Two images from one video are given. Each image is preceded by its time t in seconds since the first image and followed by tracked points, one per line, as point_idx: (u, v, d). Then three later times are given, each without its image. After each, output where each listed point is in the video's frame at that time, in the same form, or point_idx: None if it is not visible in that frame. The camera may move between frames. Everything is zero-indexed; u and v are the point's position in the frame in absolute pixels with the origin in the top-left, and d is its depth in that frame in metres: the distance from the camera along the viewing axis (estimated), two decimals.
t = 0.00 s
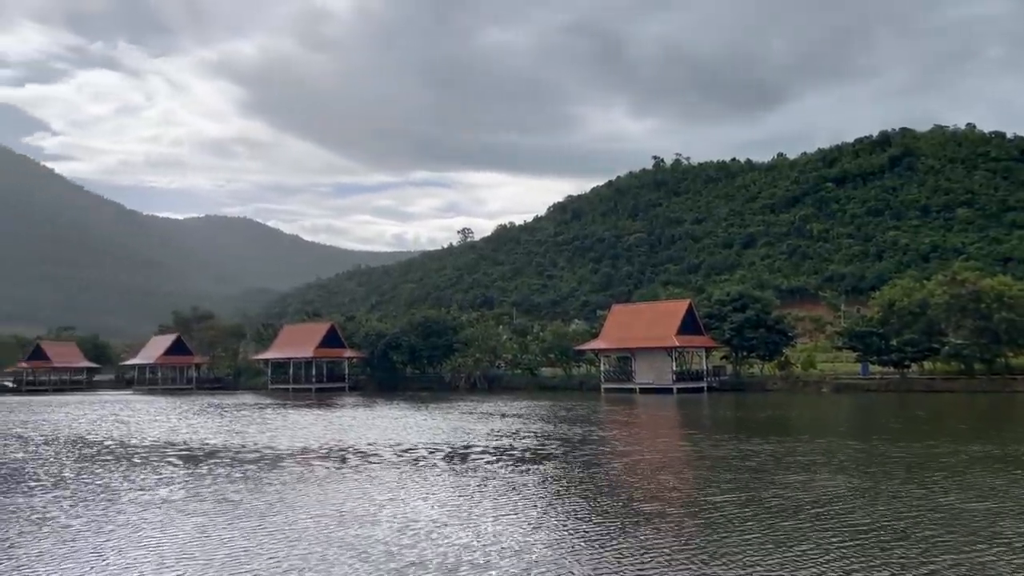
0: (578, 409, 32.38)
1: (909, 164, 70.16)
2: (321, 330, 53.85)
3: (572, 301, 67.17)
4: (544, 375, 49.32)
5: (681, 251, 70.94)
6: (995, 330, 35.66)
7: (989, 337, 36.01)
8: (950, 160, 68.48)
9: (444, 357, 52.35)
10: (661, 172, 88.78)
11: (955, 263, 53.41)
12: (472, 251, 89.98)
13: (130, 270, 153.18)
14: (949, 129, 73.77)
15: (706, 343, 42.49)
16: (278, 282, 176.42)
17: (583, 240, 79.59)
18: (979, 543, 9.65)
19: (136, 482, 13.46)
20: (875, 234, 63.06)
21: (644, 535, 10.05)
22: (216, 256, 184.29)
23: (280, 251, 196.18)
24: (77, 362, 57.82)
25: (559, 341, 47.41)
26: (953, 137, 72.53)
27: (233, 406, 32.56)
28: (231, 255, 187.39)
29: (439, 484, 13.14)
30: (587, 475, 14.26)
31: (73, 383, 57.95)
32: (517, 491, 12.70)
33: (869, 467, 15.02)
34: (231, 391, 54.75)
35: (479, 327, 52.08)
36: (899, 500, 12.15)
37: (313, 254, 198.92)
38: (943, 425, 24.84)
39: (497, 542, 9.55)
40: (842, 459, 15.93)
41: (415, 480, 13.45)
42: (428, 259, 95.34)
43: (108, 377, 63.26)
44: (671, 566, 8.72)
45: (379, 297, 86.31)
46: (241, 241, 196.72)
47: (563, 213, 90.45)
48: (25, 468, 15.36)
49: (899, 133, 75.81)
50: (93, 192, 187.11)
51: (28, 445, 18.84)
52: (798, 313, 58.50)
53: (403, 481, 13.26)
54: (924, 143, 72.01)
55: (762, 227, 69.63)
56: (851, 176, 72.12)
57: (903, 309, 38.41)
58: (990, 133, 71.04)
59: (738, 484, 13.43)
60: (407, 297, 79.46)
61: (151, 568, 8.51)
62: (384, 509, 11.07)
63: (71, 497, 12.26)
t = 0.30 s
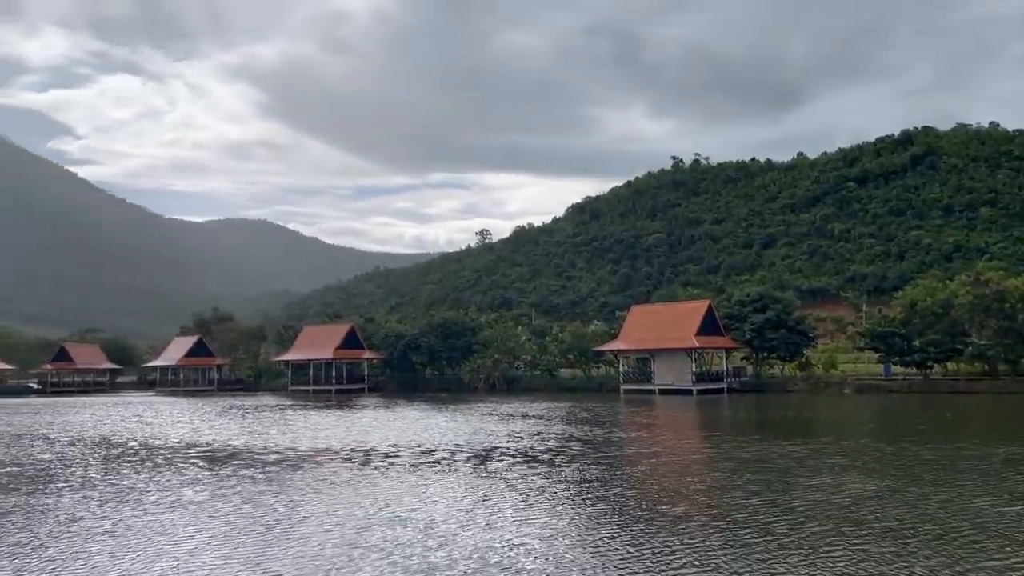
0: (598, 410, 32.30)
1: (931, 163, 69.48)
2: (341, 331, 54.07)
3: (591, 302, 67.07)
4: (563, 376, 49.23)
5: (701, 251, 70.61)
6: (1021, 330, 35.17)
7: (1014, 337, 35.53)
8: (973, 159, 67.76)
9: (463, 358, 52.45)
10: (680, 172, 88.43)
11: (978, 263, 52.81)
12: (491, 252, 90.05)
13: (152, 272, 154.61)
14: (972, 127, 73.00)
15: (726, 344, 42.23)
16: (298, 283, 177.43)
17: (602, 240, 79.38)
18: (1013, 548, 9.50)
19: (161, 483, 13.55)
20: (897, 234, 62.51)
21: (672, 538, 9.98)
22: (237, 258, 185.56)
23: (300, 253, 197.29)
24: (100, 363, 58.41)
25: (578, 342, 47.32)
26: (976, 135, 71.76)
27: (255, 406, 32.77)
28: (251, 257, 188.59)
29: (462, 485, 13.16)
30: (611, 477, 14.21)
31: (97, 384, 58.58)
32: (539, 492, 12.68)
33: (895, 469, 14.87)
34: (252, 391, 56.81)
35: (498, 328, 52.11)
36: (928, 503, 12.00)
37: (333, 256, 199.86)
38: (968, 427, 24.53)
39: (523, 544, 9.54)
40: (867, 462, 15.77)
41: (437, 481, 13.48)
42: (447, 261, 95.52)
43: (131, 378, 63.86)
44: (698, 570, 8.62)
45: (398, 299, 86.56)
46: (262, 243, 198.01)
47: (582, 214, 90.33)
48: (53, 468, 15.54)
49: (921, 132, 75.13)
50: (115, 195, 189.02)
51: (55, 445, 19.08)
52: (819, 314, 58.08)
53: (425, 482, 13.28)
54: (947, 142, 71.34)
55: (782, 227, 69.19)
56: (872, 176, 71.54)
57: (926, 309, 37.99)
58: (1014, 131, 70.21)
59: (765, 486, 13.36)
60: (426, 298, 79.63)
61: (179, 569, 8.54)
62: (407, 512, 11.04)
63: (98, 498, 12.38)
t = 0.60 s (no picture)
0: (618, 411, 32.17)
1: (953, 161, 68.80)
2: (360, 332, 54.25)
3: (609, 303, 66.92)
4: (582, 377, 49.14)
5: (720, 251, 70.26)
6: None
7: None
8: (997, 157, 67.04)
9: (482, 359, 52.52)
10: (699, 172, 88.02)
11: (1002, 262, 52.22)
12: (508, 253, 90.06)
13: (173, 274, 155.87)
14: (995, 125, 72.22)
15: (746, 344, 41.98)
16: (317, 284, 178.30)
17: (620, 241, 79.10)
18: None
19: (186, 483, 13.62)
20: (919, 233, 61.93)
21: (697, 540, 9.92)
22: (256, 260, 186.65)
23: (319, 254, 198.28)
24: (123, 364, 58.94)
25: (597, 343, 47.21)
26: (1000, 133, 70.98)
27: (276, 407, 32.94)
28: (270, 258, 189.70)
29: (484, 486, 13.15)
30: (633, 479, 14.15)
31: (119, 385, 59.13)
32: (561, 494, 12.65)
33: (920, 471, 14.69)
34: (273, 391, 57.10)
35: (517, 329, 52.08)
36: (956, 505, 11.85)
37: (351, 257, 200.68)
38: (993, 428, 24.23)
39: (548, 546, 9.50)
40: (891, 463, 15.60)
41: (459, 482, 13.47)
42: (465, 261, 95.60)
43: (153, 379, 64.42)
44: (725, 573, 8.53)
45: (417, 300, 86.75)
46: (281, 245, 199.23)
47: (600, 215, 90.16)
48: (79, 468, 15.67)
49: (943, 130, 74.43)
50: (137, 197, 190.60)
51: (80, 445, 19.27)
52: (839, 314, 57.67)
53: (447, 483, 13.28)
54: (970, 140, 70.65)
55: (801, 226, 68.70)
56: (893, 174, 70.92)
57: (948, 310, 37.52)
58: None
59: (789, 488, 13.26)
60: (444, 300, 79.73)
61: (207, 570, 8.53)
62: (431, 513, 11.01)
63: (124, 498, 12.45)
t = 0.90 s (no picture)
0: (637, 411, 32.01)
1: (975, 158, 68.11)
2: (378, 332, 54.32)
3: (627, 302, 66.70)
4: (600, 377, 48.97)
5: (738, 251, 69.83)
6: None
7: None
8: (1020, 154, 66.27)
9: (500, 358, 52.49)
10: (717, 171, 87.58)
11: None
12: (525, 253, 89.97)
13: (193, 275, 156.88)
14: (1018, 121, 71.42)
15: (766, 344, 41.66)
16: (336, 284, 179.06)
17: (637, 240, 78.76)
18: None
19: (209, 483, 13.61)
20: (941, 231, 61.34)
21: (723, 541, 9.81)
22: (274, 261, 187.60)
23: (337, 254, 199.16)
24: (144, 365, 59.34)
25: (614, 343, 46.99)
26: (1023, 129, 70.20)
27: (295, 407, 33.08)
28: (289, 259, 190.72)
29: (505, 486, 13.07)
30: (654, 479, 14.04)
31: (140, 385, 59.56)
32: (583, 494, 12.55)
33: (946, 472, 14.51)
34: (293, 391, 57.36)
35: (534, 330, 52.03)
36: (985, 507, 11.68)
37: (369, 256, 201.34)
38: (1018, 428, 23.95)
39: (573, 548, 9.43)
40: (917, 464, 15.36)
41: (480, 482, 13.41)
42: (482, 262, 95.62)
43: (173, 379, 64.86)
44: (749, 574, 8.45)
45: (435, 300, 86.84)
46: (300, 246, 200.31)
47: (617, 214, 89.91)
48: (102, 467, 15.72)
49: (965, 126, 73.70)
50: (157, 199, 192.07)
51: (102, 445, 19.37)
52: (859, 313, 57.19)
53: (468, 483, 13.23)
54: (992, 137, 69.90)
55: (821, 225, 68.17)
56: (913, 172, 70.25)
57: (970, 309, 37.07)
58: None
59: (812, 489, 13.10)
60: (461, 300, 79.78)
61: (233, 570, 8.49)
62: (454, 514, 10.95)
63: (148, 498, 12.45)
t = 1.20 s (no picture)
0: (655, 410, 31.92)
1: (997, 155, 67.45)
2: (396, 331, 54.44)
3: (644, 301, 66.48)
4: (617, 376, 48.85)
5: (757, 249, 69.44)
6: None
7: None
8: None
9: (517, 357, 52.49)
10: (735, 169, 87.13)
11: None
12: (542, 252, 89.89)
13: (212, 275, 157.99)
14: None
15: (785, 343, 41.44)
16: (353, 283, 179.77)
17: (654, 239, 78.48)
18: None
19: (231, 483, 13.65)
20: (962, 229, 60.78)
21: (750, 542, 9.78)
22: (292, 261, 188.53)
23: (355, 253, 199.88)
24: (164, 364, 59.76)
25: (632, 342, 46.81)
26: None
27: (313, 406, 33.19)
28: (307, 259, 191.58)
29: (528, 486, 13.10)
30: (677, 479, 14.01)
31: (161, 384, 59.99)
32: (606, 494, 12.53)
33: (971, 472, 14.39)
34: (311, 390, 57.63)
35: (551, 329, 52.01)
36: (1014, 507, 11.57)
37: (386, 256, 201.89)
38: None
39: (599, 548, 9.43)
40: (941, 464, 15.25)
41: (502, 481, 13.42)
42: (499, 261, 95.59)
43: (193, 379, 65.26)
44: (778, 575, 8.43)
45: (452, 299, 86.94)
46: (318, 246, 201.18)
47: (634, 213, 89.62)
48: (125, 467, 15.82)
49: (986, 123, 72.98)
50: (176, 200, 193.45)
51: (124, 444, 19.51)
52: (879, 312, 56.77)
53: (490, 483, 13.25)
54: (1014, 134, 69.19)
55: (840, 223, 67.68)
56: (934, 169, 69.65)
57: (993, 307, 36.70)
58: None
59: (838, 489, 13.03)
60: (478, 299, 79.84)
61: (257, 571, 8.48)
62: (474, 513, 10.94)
63: (172, 496, 12.55)
